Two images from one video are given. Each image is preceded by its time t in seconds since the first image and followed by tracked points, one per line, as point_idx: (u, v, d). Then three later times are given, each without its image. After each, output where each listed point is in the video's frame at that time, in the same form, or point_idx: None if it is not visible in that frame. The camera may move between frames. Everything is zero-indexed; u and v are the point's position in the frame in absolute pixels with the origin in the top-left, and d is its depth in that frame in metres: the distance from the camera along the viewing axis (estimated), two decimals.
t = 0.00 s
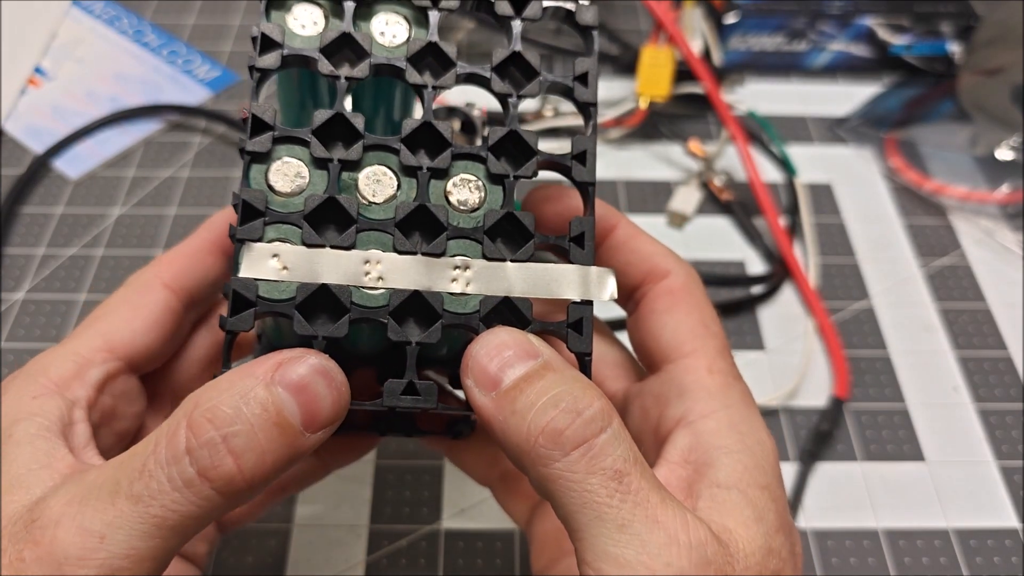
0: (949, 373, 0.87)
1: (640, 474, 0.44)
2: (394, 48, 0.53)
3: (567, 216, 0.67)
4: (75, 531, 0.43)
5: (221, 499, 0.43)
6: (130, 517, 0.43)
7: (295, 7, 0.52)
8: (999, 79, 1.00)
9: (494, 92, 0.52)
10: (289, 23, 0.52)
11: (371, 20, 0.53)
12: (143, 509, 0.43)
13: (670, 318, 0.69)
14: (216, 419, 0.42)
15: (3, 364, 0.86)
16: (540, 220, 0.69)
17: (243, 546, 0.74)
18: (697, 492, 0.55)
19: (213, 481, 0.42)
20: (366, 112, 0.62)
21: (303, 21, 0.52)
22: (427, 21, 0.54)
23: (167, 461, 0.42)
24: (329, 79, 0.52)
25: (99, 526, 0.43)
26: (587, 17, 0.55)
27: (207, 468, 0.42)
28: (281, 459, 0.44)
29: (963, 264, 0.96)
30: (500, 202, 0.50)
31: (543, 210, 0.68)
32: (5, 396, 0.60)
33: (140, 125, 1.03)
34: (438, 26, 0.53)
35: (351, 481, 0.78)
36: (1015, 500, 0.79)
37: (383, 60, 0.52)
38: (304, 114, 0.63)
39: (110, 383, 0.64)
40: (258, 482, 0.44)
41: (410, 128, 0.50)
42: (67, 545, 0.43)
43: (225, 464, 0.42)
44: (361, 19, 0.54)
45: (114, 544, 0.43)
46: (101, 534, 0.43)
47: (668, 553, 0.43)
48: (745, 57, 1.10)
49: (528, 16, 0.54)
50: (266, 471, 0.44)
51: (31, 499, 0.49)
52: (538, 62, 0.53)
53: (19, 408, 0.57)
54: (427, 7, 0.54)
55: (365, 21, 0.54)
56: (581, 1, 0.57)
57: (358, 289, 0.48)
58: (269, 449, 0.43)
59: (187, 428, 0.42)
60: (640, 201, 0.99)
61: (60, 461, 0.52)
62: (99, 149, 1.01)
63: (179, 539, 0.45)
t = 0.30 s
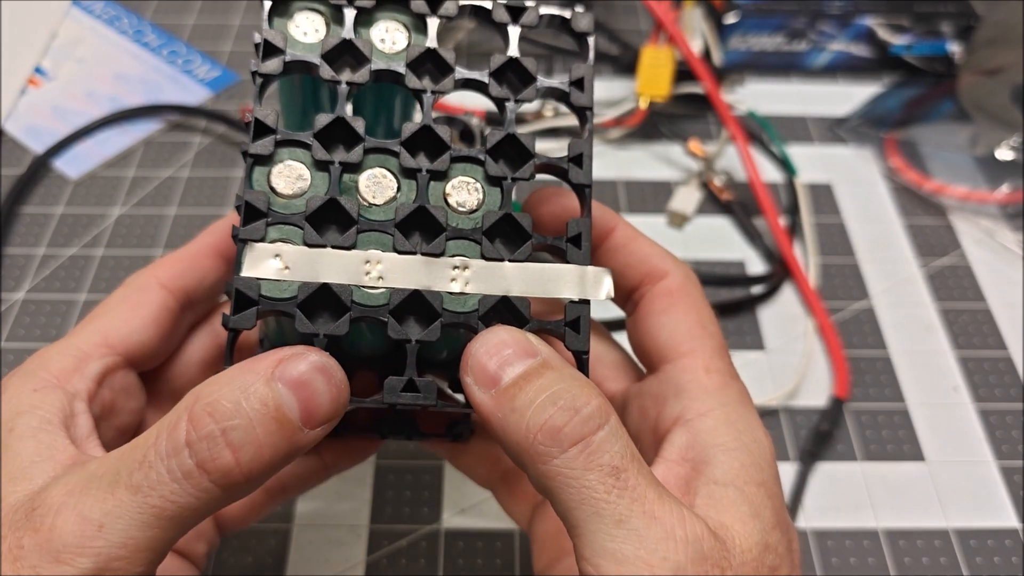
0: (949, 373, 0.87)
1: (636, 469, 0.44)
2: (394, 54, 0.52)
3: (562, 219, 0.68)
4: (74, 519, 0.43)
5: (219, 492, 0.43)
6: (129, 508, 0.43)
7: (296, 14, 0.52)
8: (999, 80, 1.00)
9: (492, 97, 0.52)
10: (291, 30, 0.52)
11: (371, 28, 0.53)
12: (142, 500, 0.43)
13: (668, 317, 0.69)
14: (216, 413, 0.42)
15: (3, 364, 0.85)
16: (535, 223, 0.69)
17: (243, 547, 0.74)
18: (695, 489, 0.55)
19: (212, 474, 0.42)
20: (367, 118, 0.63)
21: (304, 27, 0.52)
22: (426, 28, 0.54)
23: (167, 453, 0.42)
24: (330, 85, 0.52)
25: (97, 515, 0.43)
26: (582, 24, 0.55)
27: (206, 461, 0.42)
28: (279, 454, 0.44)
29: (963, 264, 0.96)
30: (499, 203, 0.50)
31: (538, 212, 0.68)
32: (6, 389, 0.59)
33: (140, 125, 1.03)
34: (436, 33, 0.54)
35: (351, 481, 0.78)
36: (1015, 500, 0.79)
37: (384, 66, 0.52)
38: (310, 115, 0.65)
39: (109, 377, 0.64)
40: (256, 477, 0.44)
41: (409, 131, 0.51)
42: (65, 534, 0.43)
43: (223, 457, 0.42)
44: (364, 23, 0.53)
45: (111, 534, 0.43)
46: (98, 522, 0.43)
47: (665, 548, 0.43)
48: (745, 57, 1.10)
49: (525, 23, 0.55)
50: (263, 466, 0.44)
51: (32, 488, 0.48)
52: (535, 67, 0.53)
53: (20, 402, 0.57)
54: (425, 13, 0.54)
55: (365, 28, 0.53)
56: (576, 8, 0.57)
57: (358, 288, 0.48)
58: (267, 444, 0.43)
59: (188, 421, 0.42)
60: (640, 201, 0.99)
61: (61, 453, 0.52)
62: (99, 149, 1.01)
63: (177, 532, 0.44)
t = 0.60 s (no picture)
0: (949, 373, 0.87)
1: (636, 466, 0.44)
2: (391, 54, 0.52)
3: (560, 217, 0.67)
4: (75, 520, 0.43)
5: (219, 492, 0.43)
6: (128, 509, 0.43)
7: (294, 15, 0.52)
8: (999, 79, 1.00)
9: (489, 96, 0.52)
10: (289, 31, 0.52)
11: (368, 27, 0.53)
12: (142, 500, 0.43)
13: (668, 315, 0.69)
14: (216, 414, 0.42)
15: (3, 364, 0.85)
16: (535, 221, 0.69)
17: (243, 546, 0.74)
18: (695, 486, 0.55)
19: (212, 475, 0.42)
20: (366, 119, 0.63)
21: (302, 28, 0.52)
22: (423, 27, 0.54)
23: (167, 454, 0.42)
24: (327, 86, 0.52)
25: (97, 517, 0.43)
26: (579, 22, 0.56)
27: (206, 462, 0.42)
28: (279, 455, 0.44)
29: (963, 264, 0.96)
30: (497, 203, 0.50)
31: (537, 211, 0.68)
32: (7, 389, 0.59)
33: (140, 125, 1.03)
34: (433, 33, 0.54)
35: (351, 481, 0.78)
36: (1015, 500, 0.79)
37: (381, 66, 0.52)
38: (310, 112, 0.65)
39: (110, 378, 0.64)
40: (255, 478, 0.44)
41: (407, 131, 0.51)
42: (66, 535, 0.43)
43: (223, 458, 0.42)
44: (360, 23, 0.53)
45: (111, 535, 0.43)
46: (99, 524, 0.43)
47: (664, 545, 0.43)
48: (745, 57, 1.10)
49: (522, 21, 0.55)
50: (263, 466, 0.44)
51: (33, 489, 0.49)
52: (532, 65, 0.53)
53: (21, 402, 0.57)
54: (422, 13, 0.54)
55: (362, 28, 0.53)
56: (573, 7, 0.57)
57: (357, 289, 0.48)
58: (267, 445, 0.43)
59: (187, 422, 0.42)
60: (640, 201, 0.99)
61: (62, 454, 0.52)
62: (98, 149, 1.01)
63: (178, 532, 0.45)
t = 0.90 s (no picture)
0: (948, 373, 0.87)
1: (634, 463, 0.44)
2: (391, 56, 0.53)
3: (557, 217, 0.67)
4: (77, 520, 0.43)
5: (220, 491, 0.43)
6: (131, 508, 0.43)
7: (293, 18, 0.52)
8: (999, 79, 1.00)
9: (487, 97, 0.52)
10: (288, 34, 0.52)
11: (368, 30, 0.53)
12: (145, 500, 0.43)
13: (666, 313, 0.69)
14: (218, 413, 0.42)
15: (3, 364, 0.85)
16: (533, 221, 0.69)
17: (242, 546, 0.74)
18: (694, 484, 0.55)
19: (214, 475, 0.42)
20: (366, 121, 0.63)
21: (302, 31, 0.52)
22: (421, 29, 0.54)
23: (170, 454, 0.42)
24: (327, 88, 0.52)
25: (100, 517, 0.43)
26: (577, 23, 0.56)
27: (208, 462, 0.42)
28: (280, 455, 0.44)
29: (963, 264, 0.96)
30: (496, 203, 0.51)
31: (534, 211, 0.68)
32: (11, 390, 0.59)
33: (141, 125, 1.03)
34: (432, 35, 0.54)
35: (351, 480, 0.78)
36: (1015, 500, 0.79)
37: (380, 68, 0.52)
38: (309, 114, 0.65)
39: (113, 379, 0.64)
40: (256, 478, 0.44)
41: (406, 132, 0.51)
42: (69, 534, 0.43)
43: (225, 458, 0.42)
44: (359, 26, 0.54)
45: (114, 535, 0.43)
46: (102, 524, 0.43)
47: (662, 541, 0.43)
48: (745, 57, 1.10)
49: (520, 23, 0.55)
50: (264, 466, 0.44)
51: (37, 489, 0.49)
52: (530, 66, 0.53)
53: (25, 403, 0.57)
54: (421, 15, 0.54)
55: (361, 31, 0.53)
56: (571, 7, 0.57)
57: (357, 289, 0.48)
58: (268, 444, 0.43)
59: (189, 422, 0.42)
60: (640, 201, 0.99)
61: (66, 457, 0.52)
62: (99, 149, 1.01)
63: (180, 531, 0.44)
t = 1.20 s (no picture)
0: (948, 373, 0.87)
1: (633, 460, 0.44)
2: (388, 56, 0.53)
3: (561, 214, 0.67)
4: (79, 519, 0.43)
5: (221, 490, 0.43)
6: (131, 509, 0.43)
7: (290, 20, 0.52)
8: (999, 79, 1.00)
9: (485, 96, 0.53)
10: (285, 35, 0.52)
11: (365, 30, 0.53)
12: (146, 499, 0.43)
13: (668, 310, 0.69)
14: (218, 413, 0.42)
15: (3, 364, 0.85)
16: (534, 219, 0.69)
17: (242, 546, 0.73)
18: (695, 481, 0.55)
19: (214, 475, 0.42)
20: (365, 121, 0.63)
21: (298, 32, 0.52)
22: (418, 29, 0.54)
23: (171, 454, 0.42)
24: (325, 89, 0.52)
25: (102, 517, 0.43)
26: (574, 20, 0.55)
27: (209, 462, 0.42)
28: (280, 456, 0.44)
29: (963, 264, 0.96)
30: (494, 202, 0.50)
31: (535, 208, 0.68)
32: (14, 391, 0.59)
33: (140, 125, 1.03)
34: (429, 34, 0.53)
35: (351, 480, 0.78)
36: (1015, 500, 0.79)
37: (377, 68, 0.52)
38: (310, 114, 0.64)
39: (116, 379, 0.64)
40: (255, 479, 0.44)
41: (404, 132, 0.51)
42: (70, 534, 0.43)
43: (226, 458, 0.42)
44: (355, 25, 0.53)
45: (113, 535, 0.43)
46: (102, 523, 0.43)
47: (662, 539, 0.43)
48: (745, 57, 1.10)
49: (517, 20, 0.54)
50: (265, 466, 0.44)
51: (39, 490, 0.48)
52: (528, 65, 0.53)
53: (28, 404, 0.57)
54: (418, 15, 0.54)
55: (358, 31, 0.53)
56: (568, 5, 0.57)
57: (357, 290, 0.48)
58: (268, 444, 0.43)
59: (190, 421, 0.42)
60: (640, 201, 0.99)
61: (68, 456, 0.52)
62: (99, 149, 1.01)
63: (180, 531, 0.44)
